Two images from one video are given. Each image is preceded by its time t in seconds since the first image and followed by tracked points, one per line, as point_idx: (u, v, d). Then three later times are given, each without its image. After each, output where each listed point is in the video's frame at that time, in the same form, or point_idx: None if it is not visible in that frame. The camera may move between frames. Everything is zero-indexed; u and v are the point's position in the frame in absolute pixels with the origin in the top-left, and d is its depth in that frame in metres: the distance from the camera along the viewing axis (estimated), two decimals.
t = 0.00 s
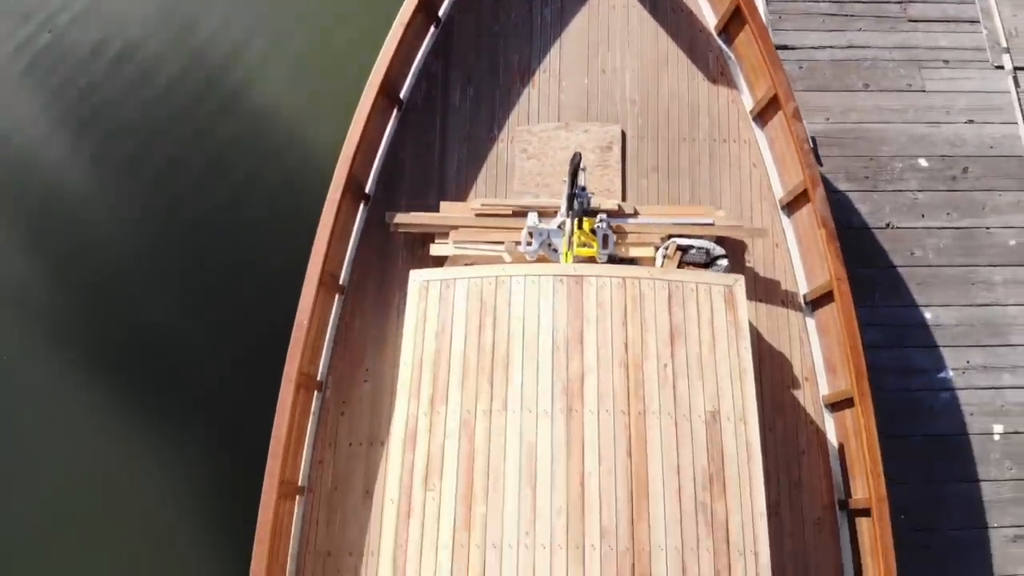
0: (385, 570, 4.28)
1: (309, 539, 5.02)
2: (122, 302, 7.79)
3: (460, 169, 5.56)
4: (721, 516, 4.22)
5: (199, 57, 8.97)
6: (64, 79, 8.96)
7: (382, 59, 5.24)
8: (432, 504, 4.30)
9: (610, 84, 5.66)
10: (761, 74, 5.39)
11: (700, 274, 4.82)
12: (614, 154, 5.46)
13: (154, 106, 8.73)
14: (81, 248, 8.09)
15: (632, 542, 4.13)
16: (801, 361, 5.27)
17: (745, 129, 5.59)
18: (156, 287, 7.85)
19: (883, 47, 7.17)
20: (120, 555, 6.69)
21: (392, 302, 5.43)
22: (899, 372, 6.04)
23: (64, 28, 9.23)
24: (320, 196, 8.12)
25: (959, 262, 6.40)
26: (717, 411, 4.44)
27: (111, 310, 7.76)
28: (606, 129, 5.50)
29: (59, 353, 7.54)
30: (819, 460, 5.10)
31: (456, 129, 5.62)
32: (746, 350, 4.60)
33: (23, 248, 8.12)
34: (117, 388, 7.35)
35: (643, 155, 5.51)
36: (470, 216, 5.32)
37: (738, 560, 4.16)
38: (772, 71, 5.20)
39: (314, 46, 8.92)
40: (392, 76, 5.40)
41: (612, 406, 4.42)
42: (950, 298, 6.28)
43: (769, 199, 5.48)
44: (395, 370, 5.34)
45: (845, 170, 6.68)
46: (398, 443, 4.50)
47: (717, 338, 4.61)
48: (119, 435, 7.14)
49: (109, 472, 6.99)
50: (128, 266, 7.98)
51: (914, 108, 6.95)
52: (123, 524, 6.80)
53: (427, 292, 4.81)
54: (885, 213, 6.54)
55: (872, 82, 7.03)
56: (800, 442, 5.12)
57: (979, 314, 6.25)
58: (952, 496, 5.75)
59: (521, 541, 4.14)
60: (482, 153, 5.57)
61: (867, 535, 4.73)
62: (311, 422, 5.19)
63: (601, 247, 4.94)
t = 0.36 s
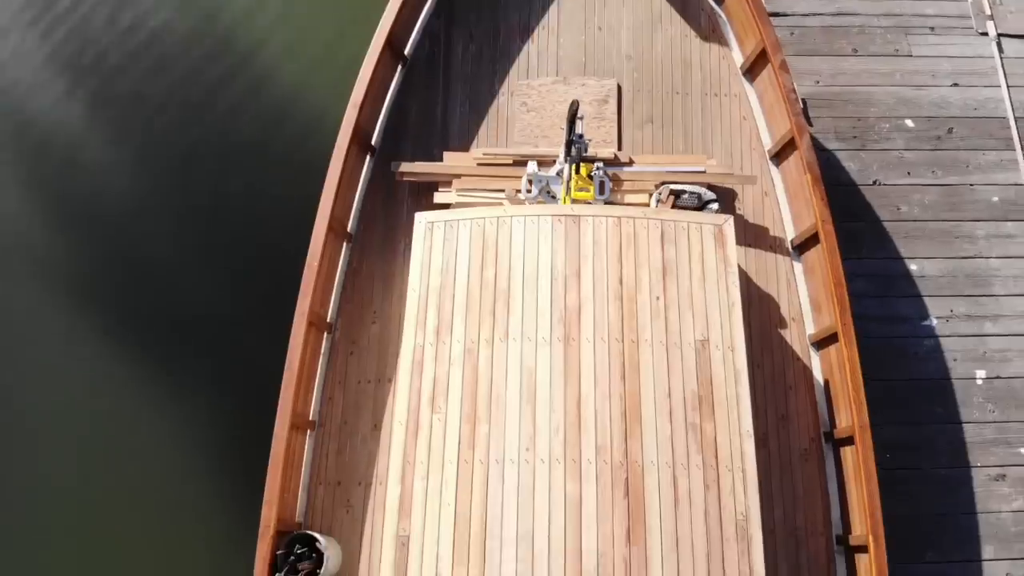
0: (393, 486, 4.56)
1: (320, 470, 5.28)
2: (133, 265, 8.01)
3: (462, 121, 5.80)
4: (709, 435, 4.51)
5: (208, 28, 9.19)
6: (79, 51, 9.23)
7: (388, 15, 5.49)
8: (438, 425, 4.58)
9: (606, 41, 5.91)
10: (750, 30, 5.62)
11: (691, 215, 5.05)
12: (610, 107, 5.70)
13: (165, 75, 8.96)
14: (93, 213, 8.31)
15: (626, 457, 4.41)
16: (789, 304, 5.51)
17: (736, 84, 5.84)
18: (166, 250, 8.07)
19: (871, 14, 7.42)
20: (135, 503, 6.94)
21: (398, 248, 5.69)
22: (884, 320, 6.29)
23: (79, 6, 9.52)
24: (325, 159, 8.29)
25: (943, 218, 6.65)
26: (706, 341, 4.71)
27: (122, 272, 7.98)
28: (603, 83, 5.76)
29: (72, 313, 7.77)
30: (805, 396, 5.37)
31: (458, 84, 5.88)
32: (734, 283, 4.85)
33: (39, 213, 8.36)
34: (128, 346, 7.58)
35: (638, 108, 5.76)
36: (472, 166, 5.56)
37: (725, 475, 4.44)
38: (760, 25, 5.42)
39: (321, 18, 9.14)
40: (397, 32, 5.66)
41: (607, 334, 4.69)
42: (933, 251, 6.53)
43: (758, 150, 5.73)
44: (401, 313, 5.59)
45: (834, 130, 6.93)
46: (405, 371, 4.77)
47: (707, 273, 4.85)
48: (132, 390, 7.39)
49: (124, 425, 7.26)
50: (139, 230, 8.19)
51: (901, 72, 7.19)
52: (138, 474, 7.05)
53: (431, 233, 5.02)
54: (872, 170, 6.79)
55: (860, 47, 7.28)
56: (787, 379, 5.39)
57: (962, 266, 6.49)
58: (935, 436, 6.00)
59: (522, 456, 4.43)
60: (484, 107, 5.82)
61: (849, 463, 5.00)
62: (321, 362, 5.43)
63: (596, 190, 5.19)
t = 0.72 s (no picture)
0: (402, 412, 4.86)
1: (332, 408, 5.58)
2: (153, 233, 8.42)
3: (464, 79, 6.10)
4: (697, 363, 4.82)
5: (225, 10, 9.69)
6: (101, 31, 9.70)
7: None
8: (443, 356, 4.88)
9: (602, 4, 6.22)
10: None
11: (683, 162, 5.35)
12: (606, 65, 6.01)
13: (184, 55, 9.45)
14: (115, 185, 8.75)
15: (619, 382, 4.75)
16: (775, 251, 5.82)
17: (725, 45, 6.15)
18: (183, 219, 8.46)
19: None
20: (154, 454, 7.30)
21: (404, 200, 5.96)
22: (868, 273, 6.59)
23: None
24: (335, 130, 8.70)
25: (926, 177, 6.94)
26: (696, 278, 5.00)
27: (142, 240, 8.39)
28: (599, 43, 6.07)
29: (95, 278, 8.19)
30: (790, 336, 5.68)
31: (461, 44, 6.19)
32: (723, 225, 5.15)
33: (63, 184, 8.79)
34: (148, 309, 7.98)
35: (633, 67, 6.06)
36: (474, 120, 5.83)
37: (712, 399, 4.76)
38: None
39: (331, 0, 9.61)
40: None
41: (602, 272, 4.98)
42: (916, 208, 6.82)
43: (747, 106, 6.02)
44: (407, 260, 5.87)
45: (821, 95, 7.23)
46: (413, 307, 5.04)
47: (697, 214, 5.15)
48: (151, 350, 7.78)
49: (143, 383, 7.63)
50: (157, 201, 8.61)
51: (886, 40, 7.48)
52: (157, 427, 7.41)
53: (436, 179, 5.29)
54: (858, 132, 7.08)
55: (847, 17, 7.58)
56: (773, 321, 5.70)
57: (944, 222, 6.78)
58: (917, 381, 6.29)
59: (522, 382, 4.76)
60: (485, 65, 6.13)
61: (833, 397, 5.30)
62: (332, 306, 5.72)
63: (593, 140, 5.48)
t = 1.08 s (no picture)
0: (410, 347, 5.18)
1: (343, 352, 5.90)
2: (168, 202, 8.79)
3: (467, 44, 6.47)
4: (686, 300, 5.17)
5: None
6: (122, 14, 10.19)
7: None
8: (448, 295, 5.21)
9: None
10: None
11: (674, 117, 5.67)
12: (602, 30, 6.36)
13: (199, 34, 9.87)
14: (133, 157, 9.15)
15: (612, 318, 5.10)
16: (762, 205, 6.15)
17: (715, 12, 6.57)
18: (197, 189, 8.81)
19: None
20: (171, 409, 7.65)
21: (409, 158, 6.30)
22: (852, 231, 6.91)
23: None
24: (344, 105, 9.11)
25: (909, 142, 7.26)
26: (685, 224, 5.34)
27: (158, 209, 8.76)
28: (596, 9, 6.45)
29: (113, 246, 8.56)
30: (775, 285, 6.01)
31: (465, 12, 6.58)
32: (712, 175, 5.46)
33: (81, 157, 9.16)
34: (165, 274, 8.35)
35: (627, 33, 6.43)
36: (476, 82, 6.16)
37: (700, 333, 5.11)
38: None
39: None
40: None
41: (597, 217, 5.30)
42: (899, 171, 7.14)
43: (736, 70, 6.40)
44: (411, 214, 6.18)
45: (809, 65, 7.55)
46: (420, 248, 5.34)
47: (687, 165, 5.48)
48: (167, 312, 8.16)
49: (160, 343, 8.01)
50: (173, 172, 8.98)
51: (871, 13, 7.82)
52: (175, 384, 7.79)
53: (441, 133, 5.58)
54: (844, 99, 7.40)
55: None
56: (759, 270, 6.03)
57: (925, 184, 7.10)
58: (899, 332, 6.60)
59: (522, 318, 5.11)
60: (487, 32, 6.50)
61: (815, 338, 5.64)
62: (343, 256, 6.02)
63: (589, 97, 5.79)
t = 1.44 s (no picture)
0: (416, 297, 5.50)
1: (351, 307, 6.19)
2: (183, 179, 9.21)
3: (469, 17, 6.88)
4: (675, 253, 5.50)
5: None
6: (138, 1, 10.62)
7: None
8: (451, 248, 5.54)
9: None
10: None
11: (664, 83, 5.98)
12: (597, 5, 6.77)
13: (215, 21, 10.35)
14: (148, 136, 9.54)
15: (605, 269, 5.42)
16: (748, 169, 6.51)
17: None
18: (211, 167, 9.27)
19: None
20: (191, 372, 8.11)
21: (413, 124, 6.61)
22: (836, 198, 7.25)
23: None
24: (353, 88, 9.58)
25: (891, 114, 7.58)
26: (675, 182, 5.66)
27: (174, 186, 9.20)
28: None
29: (131, 219, 8.98)
30: (761, 244, 6.36)
31: None
32: (700, 137, 5.78)
33: (98, 136, 9.55)
34: (180, 245, 8.80)
35: (621, 7, 6.82)
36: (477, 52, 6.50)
37: (688, 284, 5.45)
38: None
39: None
40: None
41: (592, 175, 5.62)
42: (882, 141, 7.46)
43: (724, 42, 6.79)
44: (415, 178, 6.47)
45: (796, 42, 7.90)
46: (425, 206, 5.67)
47: (677, 127, 5.80)
48: (184, 283, 8.59)
49: (178, 312, 8.45)
50: (187, 151, 9.39)
51: None
52: (193, 348, 8.23)
53: (444, 98, 5.91)
54: (829, 74, 7.74)
55: None
56: (745, 230, 6.37)
57: (906, 154, 7.43)
58: (880, 292, 6.92)
59: (521, 269, 5.43)
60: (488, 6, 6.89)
61: (796, 293, 6.00)
62: (350, 216, 6.31)
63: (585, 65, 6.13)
